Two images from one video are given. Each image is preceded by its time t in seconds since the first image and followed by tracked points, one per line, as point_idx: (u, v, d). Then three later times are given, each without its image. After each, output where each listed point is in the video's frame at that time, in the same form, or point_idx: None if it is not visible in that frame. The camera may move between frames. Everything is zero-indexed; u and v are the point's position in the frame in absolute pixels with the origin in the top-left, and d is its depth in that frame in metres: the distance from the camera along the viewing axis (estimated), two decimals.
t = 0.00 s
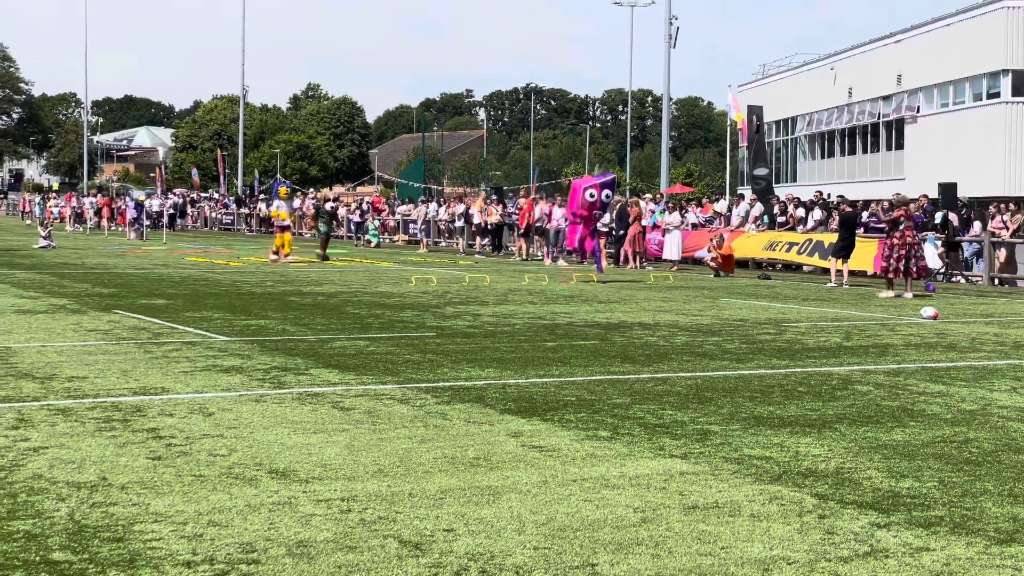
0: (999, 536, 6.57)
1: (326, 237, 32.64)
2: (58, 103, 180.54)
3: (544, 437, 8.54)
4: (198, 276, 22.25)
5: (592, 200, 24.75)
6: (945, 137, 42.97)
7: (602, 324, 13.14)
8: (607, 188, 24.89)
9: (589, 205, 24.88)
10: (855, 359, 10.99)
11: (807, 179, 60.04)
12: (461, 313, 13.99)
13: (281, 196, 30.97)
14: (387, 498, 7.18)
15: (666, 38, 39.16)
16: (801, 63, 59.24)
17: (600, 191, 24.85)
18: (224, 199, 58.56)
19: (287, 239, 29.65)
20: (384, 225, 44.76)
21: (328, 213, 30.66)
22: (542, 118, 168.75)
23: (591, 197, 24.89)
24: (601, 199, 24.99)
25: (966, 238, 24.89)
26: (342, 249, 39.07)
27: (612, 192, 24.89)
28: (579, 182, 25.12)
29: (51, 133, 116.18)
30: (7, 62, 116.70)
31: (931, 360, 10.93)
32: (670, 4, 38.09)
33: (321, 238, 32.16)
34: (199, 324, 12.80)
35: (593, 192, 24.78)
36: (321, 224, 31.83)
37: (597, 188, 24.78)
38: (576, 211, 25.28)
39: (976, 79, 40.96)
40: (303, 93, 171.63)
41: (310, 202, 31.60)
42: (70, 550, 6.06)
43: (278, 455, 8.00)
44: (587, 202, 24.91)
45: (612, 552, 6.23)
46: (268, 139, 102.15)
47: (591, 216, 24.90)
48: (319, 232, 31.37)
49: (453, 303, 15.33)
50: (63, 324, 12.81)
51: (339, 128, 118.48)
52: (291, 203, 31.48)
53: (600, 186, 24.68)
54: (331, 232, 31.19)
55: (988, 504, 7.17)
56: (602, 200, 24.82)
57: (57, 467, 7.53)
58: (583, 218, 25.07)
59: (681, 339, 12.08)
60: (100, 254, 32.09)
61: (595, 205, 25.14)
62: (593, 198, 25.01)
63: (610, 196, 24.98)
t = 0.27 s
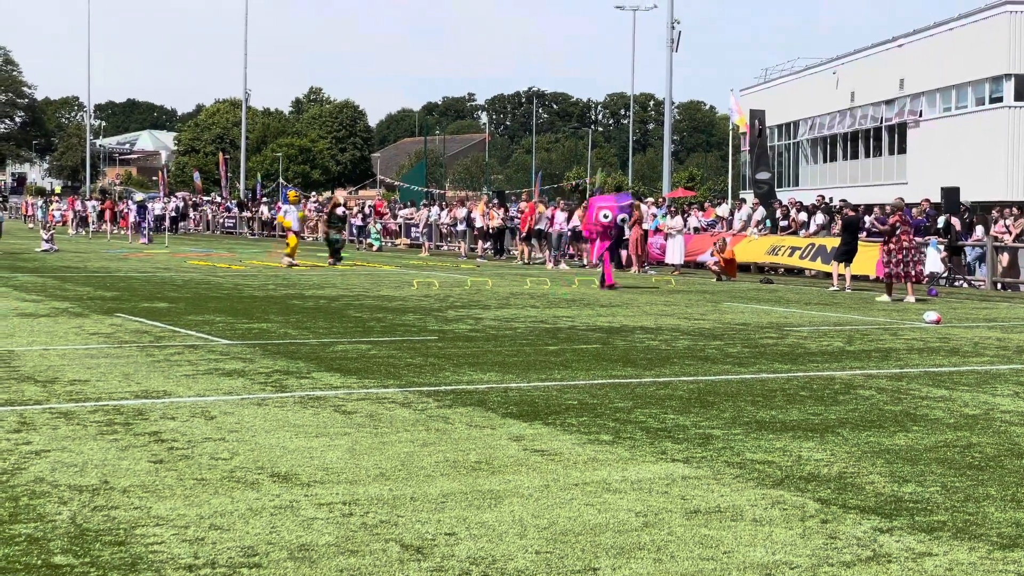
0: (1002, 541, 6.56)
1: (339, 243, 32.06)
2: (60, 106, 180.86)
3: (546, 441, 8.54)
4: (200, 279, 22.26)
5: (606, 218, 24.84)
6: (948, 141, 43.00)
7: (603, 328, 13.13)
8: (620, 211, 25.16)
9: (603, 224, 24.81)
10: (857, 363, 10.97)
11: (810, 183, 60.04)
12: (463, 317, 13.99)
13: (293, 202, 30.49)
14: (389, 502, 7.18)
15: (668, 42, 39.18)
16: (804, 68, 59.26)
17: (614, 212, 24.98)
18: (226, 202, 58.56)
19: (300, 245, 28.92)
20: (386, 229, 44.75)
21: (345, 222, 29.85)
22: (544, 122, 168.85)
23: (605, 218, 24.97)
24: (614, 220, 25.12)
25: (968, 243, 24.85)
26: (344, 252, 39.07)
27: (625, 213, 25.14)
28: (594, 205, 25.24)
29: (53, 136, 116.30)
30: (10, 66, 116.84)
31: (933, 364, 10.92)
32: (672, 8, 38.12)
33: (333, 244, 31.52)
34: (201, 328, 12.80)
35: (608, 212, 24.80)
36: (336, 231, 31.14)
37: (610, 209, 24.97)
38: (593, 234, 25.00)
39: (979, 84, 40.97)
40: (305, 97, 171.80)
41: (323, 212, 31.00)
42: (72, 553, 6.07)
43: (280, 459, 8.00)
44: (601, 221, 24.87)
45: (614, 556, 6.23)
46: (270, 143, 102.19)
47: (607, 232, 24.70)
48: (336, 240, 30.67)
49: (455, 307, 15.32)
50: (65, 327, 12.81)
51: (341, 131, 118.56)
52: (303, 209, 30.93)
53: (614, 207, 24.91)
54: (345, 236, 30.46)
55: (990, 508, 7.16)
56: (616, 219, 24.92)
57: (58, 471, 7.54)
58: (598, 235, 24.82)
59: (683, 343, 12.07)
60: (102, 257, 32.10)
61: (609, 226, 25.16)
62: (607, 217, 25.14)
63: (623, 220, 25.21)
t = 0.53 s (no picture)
0: (1001, 544, 6.55)
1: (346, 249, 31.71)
2: (61, 110, 181.04)
3: (545, 445, 8.54)
4: (200, 283, 22.27)
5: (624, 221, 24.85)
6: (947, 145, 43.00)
7: (603, 332, 13.14)
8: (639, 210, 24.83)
9: (623, 226, 24.65)
10: (857, 367, 10.98)
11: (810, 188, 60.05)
12: (463, 321, 14.00)
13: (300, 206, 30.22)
14: (388, 505, 7.18)
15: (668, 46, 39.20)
16: (803, 72, 59.31)
17: (633, 212, 24.79)
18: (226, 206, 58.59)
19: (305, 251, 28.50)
20: (386, 233, 44.75)
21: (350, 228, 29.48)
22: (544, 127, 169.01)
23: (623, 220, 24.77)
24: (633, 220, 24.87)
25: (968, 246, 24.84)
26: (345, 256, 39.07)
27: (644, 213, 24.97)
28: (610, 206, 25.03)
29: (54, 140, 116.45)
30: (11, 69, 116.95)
31: (933, 368, 10.92)
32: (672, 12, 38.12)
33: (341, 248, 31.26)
34: (201, 332, 12.81)
35: (626, 213, 24.61)
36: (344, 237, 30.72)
37: (629, 210, 24.67)
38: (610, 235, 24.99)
39: (978, 88, 40.99)
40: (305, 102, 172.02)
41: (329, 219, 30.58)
42: (71, 556, 6.07)
43: (279, 463, 8.00)
44: (621, 224, 24.68)
45: (614, 560, 6.22)
46: (271, 148, 102.25)
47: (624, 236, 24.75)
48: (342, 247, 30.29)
49: (456, 311, 15.34)
50: (65, 331, 12.82)
51: (341, 135, 118.64)
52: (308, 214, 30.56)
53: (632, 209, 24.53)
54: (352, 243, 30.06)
55: (990, 512, 7.15)
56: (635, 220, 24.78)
57: (58, 474, 7.54)
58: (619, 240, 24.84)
59: (683, 347, 12.08)
60: (102, 261, 32.09)
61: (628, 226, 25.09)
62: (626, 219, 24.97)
63: (641, 217, 25.01)
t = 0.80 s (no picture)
0: (997, 548, 6.55)
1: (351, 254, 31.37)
2: (57, 115, 180.98)
3: (541, 449, 8.54)
4: (196, 287, 22.25)
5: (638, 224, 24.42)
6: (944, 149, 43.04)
7: (599, 336, 13.14)
8: (652, 213, 24.51)
9: (636, 228, 24.28)
10: (853, 371, 10.98)
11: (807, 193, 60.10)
12: (460, 324, 13.99)
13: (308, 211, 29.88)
14: (385, 509, 7.18)
15: (665, 51, 39.24)
16: (800, 77, 59.40)
17: (645, 216, 24.49)
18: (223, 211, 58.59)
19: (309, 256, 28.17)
20: (382, 236, 44.74)
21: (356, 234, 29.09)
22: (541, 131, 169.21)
23: (635, 224, 24.52)
24: (645, 223, 24.55)
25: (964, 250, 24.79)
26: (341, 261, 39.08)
27: (657, 216, 24.39)
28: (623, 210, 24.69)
29: (51, 145, 116.39)
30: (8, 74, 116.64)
31: (929, 372, 10.92)
32: (669, 17, 38.15)
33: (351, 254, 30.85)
34: (198, 335, 12.82)
35: (638, 215, 24.45)
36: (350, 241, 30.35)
37: (642, 211, 24.41)
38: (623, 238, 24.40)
39: (974, 93, 41.03)
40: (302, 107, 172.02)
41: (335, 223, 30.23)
42: (66, 560, 6.07)
43: (276, 466, 8.00)
44: (633, 226, 24.27)
45: (610, 564, 6.23)
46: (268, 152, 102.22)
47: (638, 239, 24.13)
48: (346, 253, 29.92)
49: (452, 315, 15.35)
50: (61, 335, 12.81)
51: (338, 140, 118.78)
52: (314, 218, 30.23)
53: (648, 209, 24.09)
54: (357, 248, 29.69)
55: (986, 516, 7.16)
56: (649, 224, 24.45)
57: (54, 477, 7.54)
58: (631, 242, 24.20)
59: (679, 350, 12.08)
60: (98, 266, 32.05)
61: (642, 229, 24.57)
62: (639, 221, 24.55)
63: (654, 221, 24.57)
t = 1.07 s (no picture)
0: (992, 551, 6.56)
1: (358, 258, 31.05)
2: (50, 117, 180.65)
3: (536, 452, 8.54)
4: (191, 290, 22.21)
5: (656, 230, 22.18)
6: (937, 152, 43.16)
7: (594, 340, 13.14)
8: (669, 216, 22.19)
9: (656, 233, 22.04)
10: (848, 374, 10.99)
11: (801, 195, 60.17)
12: (455, 328, 13.98)
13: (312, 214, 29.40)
14: (379, 513, 7.17)
15: (660, 54, 39.27)
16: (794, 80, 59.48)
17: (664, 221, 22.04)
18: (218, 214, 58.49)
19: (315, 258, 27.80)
20: (377, 239, 44.72)
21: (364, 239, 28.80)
22: (536, 134, 169.27)
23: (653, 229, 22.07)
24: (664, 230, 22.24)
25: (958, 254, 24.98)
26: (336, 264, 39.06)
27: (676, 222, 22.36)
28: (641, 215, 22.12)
29: (44, 147, 116.09)
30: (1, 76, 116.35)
31: (924, 375, 10.94)
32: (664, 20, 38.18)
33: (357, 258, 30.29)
34: (192, 339, 12.80)
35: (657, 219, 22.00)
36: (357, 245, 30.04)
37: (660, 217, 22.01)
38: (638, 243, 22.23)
39: (968, 96, 41.12)
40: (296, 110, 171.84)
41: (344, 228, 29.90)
42: (60, 565, 6.05)
43: (270, 470, 7.99)
44: (652, 232, 22.10)
45: (605, 568, 6.22)
46: (262, 155, 102.05)
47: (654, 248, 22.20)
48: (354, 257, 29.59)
49: (447, 318, 15.34)
50: (55, 338, 12.78)
51: (332, 143, 118.75)
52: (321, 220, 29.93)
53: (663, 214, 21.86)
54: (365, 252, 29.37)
55: (980, 519, 7.17)
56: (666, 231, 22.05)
57: (47, 482, 7.52)
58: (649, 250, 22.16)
59: (674, 354, 12.08)
60: (91, 269, 31.98)
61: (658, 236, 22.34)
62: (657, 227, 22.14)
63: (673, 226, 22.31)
